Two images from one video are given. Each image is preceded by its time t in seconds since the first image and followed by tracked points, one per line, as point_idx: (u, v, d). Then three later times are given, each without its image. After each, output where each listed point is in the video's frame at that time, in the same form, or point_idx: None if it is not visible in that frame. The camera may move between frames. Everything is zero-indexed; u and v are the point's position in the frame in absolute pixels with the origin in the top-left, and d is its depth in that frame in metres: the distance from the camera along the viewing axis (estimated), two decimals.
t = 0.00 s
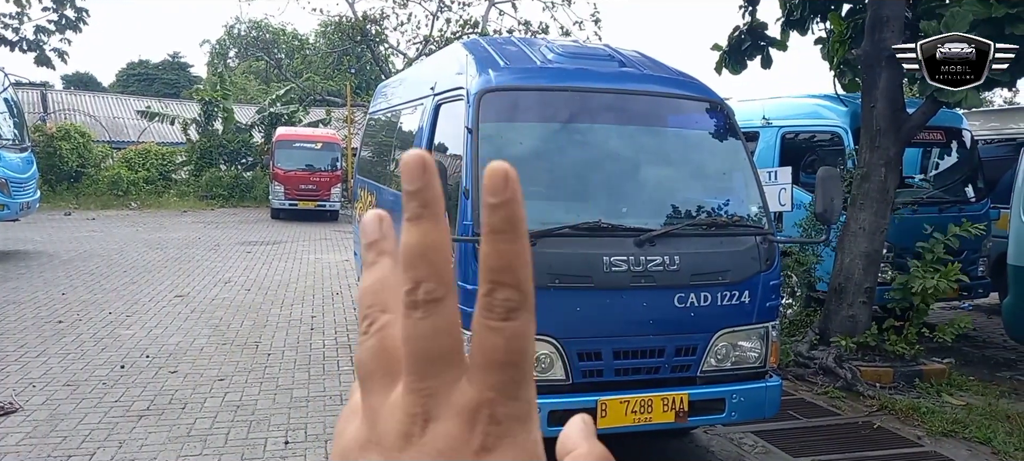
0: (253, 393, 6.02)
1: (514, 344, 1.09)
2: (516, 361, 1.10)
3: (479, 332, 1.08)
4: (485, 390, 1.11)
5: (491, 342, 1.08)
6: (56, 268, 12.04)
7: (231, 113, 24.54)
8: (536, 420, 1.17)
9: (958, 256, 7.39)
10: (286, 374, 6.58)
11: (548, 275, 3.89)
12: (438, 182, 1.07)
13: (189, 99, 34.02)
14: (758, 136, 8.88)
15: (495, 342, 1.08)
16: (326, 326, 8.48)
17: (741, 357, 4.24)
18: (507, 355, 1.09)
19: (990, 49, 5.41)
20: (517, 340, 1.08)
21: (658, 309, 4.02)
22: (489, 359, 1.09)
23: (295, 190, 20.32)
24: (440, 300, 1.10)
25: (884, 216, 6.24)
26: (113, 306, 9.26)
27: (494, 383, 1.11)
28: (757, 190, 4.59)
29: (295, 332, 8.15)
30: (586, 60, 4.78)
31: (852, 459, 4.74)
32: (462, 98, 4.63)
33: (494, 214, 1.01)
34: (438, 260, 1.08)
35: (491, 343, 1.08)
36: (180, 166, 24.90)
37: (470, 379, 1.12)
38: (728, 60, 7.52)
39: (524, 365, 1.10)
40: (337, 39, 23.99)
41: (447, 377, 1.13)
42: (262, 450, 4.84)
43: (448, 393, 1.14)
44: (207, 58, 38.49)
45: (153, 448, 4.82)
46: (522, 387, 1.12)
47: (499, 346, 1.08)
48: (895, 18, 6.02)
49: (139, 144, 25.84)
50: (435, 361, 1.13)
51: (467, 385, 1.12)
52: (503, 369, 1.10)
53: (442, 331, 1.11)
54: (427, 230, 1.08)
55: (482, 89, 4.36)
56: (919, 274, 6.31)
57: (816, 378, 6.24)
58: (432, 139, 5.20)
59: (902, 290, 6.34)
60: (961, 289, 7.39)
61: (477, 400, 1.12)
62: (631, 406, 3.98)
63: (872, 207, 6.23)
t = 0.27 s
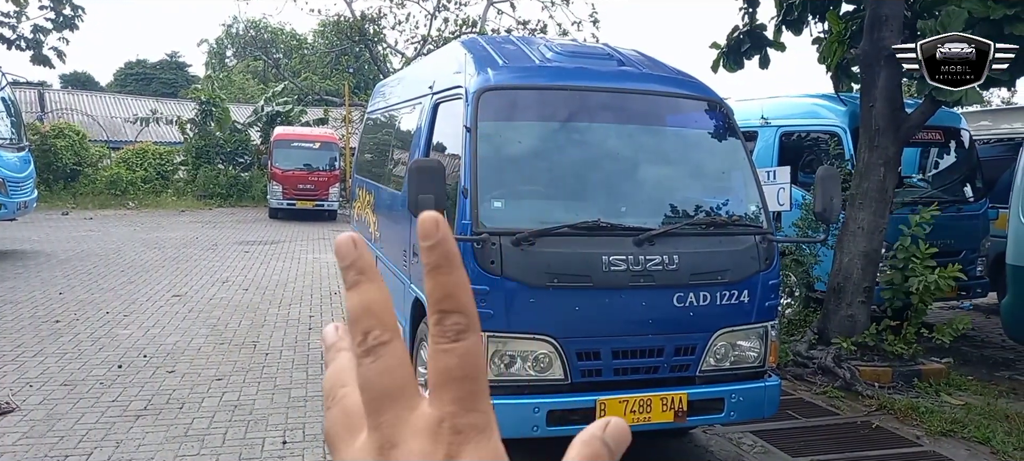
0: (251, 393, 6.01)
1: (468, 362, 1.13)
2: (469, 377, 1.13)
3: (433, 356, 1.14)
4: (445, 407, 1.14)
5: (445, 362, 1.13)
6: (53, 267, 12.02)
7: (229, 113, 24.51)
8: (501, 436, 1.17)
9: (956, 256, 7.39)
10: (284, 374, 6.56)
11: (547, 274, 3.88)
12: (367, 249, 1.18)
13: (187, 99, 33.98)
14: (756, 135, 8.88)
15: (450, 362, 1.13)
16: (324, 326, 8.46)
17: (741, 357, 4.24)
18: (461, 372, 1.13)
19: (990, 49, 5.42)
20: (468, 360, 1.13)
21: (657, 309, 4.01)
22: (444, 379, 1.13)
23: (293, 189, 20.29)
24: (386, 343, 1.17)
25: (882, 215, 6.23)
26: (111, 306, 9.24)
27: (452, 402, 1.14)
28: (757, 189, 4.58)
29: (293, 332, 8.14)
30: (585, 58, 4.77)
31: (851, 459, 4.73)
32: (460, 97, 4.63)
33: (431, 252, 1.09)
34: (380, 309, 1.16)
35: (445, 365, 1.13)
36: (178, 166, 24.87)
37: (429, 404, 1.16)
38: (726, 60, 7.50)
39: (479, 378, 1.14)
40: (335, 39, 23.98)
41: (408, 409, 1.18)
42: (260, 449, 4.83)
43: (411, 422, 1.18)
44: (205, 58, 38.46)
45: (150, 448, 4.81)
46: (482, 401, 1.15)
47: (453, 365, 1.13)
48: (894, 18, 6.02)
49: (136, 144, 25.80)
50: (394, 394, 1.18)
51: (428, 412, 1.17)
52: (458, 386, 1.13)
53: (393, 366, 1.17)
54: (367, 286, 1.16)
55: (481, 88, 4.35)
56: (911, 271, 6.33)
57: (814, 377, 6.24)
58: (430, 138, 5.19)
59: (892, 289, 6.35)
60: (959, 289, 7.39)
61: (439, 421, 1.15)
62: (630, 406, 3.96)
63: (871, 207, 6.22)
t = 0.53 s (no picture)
0: (249, 394, 6.00)
1: (489, 354, 1.20)
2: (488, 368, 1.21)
3: (455, 347, 1.20)
4: (460, 398, 1.21)
5: (466, 354, 1.20)
6: (51, 268, 12.00)
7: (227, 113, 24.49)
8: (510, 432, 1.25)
9: (954, 256, 7.39)
10: (282, 374, 6.56)
11: (545, 275, 3.87)
12: (410, 231, 1.22)
13: (185, 99, 33.95)
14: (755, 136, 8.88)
15: (469, 354, 1.20)
16: (322, 326, 8.46)
17: (739, 357, 4.24)
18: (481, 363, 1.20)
19: (990, 49, 5.42)
20: (488, 357, 1.20)
21: (655, 310, 4.01)
22: (464, 370, 1.20)
23: (291, 190, 20.27)
24: (411, 325, 1.22)
25: (881, 215, 6.23)
26: (109, 306, 9.23)
27: (469, 395, 1.21)
28: (755, 189, 4.58)
29: (291, 333, 8.13)
30: (583, 59, 4.77)
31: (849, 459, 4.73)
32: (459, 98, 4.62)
33: (468, 243, 1.16)
34: (410, 292, 1.21)
35: (469, 356, 1.20)
36: (176, 166, 24.85)
37: (444, 392, 1.22)
38: (724, 61, 7.49)
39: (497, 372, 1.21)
40: (333, 39, 23.97)
41: (418, 395, 1.23)
42: (259, 451, 4.82)
43: (418, 408, 1.23)
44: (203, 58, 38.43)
45: (148, 449, 4.80)
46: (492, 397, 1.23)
47: (474, 356, 1.20)
48: (892, 18, 6.02)
49: (134, 144, 25.77)
50: (408, 378, 1.23)
51: (440, 399, 1.22)
52: (476, 377, 1.20)
53: (416, 349, 1.22)
54: (402, 269, 1.21)
55: (479, 89, 4.35)
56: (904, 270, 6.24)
57: (813, 378, 6.25)
58: (429, 139, 5.19)
59: (885, 289, 6.22)
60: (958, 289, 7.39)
61: (451, 410, 1.21)
62: (629, 407, 3.97)
63: (869, 207, 6.22)
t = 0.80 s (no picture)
0: (247, 394, 6.01)
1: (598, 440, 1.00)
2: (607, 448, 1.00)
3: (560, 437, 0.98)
4: None
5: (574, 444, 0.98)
6: (50, 268, 12.01)
7: (225, 113, 24.49)
8: None
9: (952, 256, 7.40)
10: (281, 374, 6.57)
11: (543, 275, 3.88)
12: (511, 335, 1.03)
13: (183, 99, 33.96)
14: (753, 136, 8.89)
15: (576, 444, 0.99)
16: (321, 327, 8.47)
17: (737, 357, 4.25)
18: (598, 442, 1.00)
19: (990, 49, 5.46)
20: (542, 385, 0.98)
21: (653, 310, 4.02)
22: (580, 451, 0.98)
23: (290, 190, 20.28)
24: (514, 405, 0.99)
25: (879, 215, 6.24)
26: (107, 307, 9.23)
27: (481, 418, 0.93)
28: (753, 189, 4.59)
29: (290, 333, 8.14)
30: (581, 59, 4.78)
31: (846, 459, 4.74)
32: (457, 98, 4.63)
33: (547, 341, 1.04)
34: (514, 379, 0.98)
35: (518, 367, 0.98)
36: (175, 167, 24.85)
37: None
38: (722, 62, 7.51)
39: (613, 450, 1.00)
40: (332, 39, 23.99)
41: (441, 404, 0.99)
42: (257, 450, 4.83)
43: (413, 419, 0.96)
44: (202, 59, 38.46)
45: (146, 449, 4.80)
46: (517, 447, 0.92)
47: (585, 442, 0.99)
48: (889, 18, 6.03)
49: (133, 144, 25.77)
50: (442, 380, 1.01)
51: (441, 411, 0.94)
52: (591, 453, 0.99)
53: (447, 344, 1.04)
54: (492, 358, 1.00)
55: (477, 89, 4.36)
56: (904, 270, 6.34)
57: (811, 378, 6.24)
58: (427, 139, 5.20)
59: (887, 290, 6.38)
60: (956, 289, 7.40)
61: None
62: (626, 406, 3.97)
63: (867, 207, 6.23)
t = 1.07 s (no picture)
0: (245, 394, 6.00)
1: None
2: None
3: None
4: None
5: None
6: (47, 268, 11.99)
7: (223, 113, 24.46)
8: None
9: (949, 255, 7.41)
10: (279, 374, 6.56)
11: (540, 274, 3.88)
12: None
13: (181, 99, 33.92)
14: (751, 135, 8.90)
15: None
16: (319, 326, 8.46)
17: (734, 356, 4.25)
18: None
19: (990, 49, 5.44)
20: None
21: (650, 309, 4.02)
22: None
23: (288, 189, 20.26)
24: None
25: (876, 215, 6.25)
26: (105, 307, 9.22)
27: None
28: (750, 189, 4.59)
29: (287, 332, 8.13)
30: (578, 58, 4.78)
31: (843, 458, 4.75)
32: (454, 98, 4.63)
33: None
34: None
35: None
36: (173, 167, 24.83)
37: None
38: (722, 62, 7.52)
39: None
40: (330, 39, 23.98)
41: None
42: (254, 450, 4.83)
43: None
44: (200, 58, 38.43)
45: (143, 449, 4.80)
46: None
47: None
48: (886, 18, 6.03)
49: (131, 144, 25.74)
50: None
51: None
52: None
53: None
54: None
55: (474, 88, 4.35)
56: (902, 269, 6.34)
57: (808, 377, 6.24)
58: (424, 139, 5.19)
59: (884, 288, 6.37)
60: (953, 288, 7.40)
61: None
62: (623, 405, 3.96)
63: (865, 206, 6.23)
